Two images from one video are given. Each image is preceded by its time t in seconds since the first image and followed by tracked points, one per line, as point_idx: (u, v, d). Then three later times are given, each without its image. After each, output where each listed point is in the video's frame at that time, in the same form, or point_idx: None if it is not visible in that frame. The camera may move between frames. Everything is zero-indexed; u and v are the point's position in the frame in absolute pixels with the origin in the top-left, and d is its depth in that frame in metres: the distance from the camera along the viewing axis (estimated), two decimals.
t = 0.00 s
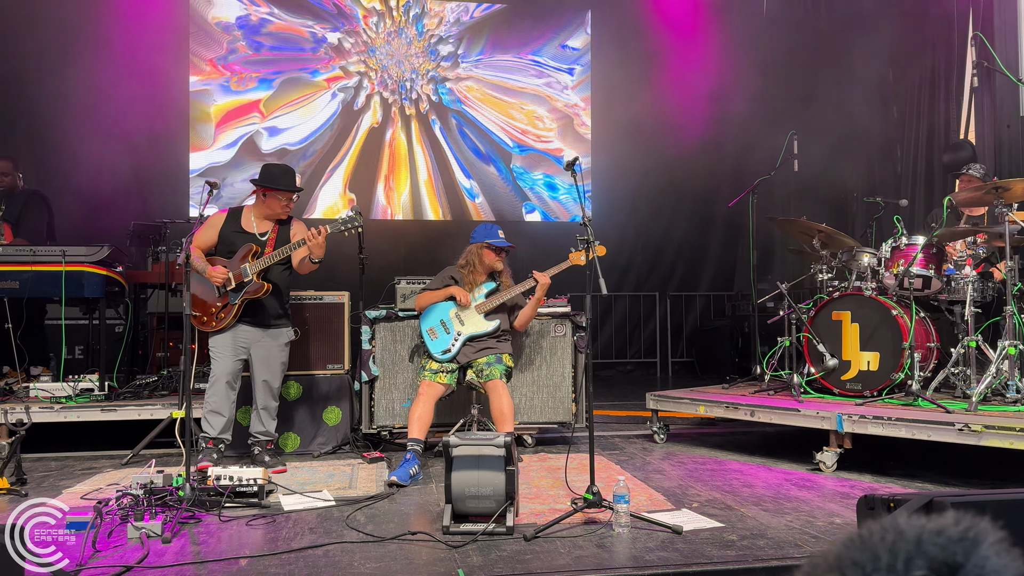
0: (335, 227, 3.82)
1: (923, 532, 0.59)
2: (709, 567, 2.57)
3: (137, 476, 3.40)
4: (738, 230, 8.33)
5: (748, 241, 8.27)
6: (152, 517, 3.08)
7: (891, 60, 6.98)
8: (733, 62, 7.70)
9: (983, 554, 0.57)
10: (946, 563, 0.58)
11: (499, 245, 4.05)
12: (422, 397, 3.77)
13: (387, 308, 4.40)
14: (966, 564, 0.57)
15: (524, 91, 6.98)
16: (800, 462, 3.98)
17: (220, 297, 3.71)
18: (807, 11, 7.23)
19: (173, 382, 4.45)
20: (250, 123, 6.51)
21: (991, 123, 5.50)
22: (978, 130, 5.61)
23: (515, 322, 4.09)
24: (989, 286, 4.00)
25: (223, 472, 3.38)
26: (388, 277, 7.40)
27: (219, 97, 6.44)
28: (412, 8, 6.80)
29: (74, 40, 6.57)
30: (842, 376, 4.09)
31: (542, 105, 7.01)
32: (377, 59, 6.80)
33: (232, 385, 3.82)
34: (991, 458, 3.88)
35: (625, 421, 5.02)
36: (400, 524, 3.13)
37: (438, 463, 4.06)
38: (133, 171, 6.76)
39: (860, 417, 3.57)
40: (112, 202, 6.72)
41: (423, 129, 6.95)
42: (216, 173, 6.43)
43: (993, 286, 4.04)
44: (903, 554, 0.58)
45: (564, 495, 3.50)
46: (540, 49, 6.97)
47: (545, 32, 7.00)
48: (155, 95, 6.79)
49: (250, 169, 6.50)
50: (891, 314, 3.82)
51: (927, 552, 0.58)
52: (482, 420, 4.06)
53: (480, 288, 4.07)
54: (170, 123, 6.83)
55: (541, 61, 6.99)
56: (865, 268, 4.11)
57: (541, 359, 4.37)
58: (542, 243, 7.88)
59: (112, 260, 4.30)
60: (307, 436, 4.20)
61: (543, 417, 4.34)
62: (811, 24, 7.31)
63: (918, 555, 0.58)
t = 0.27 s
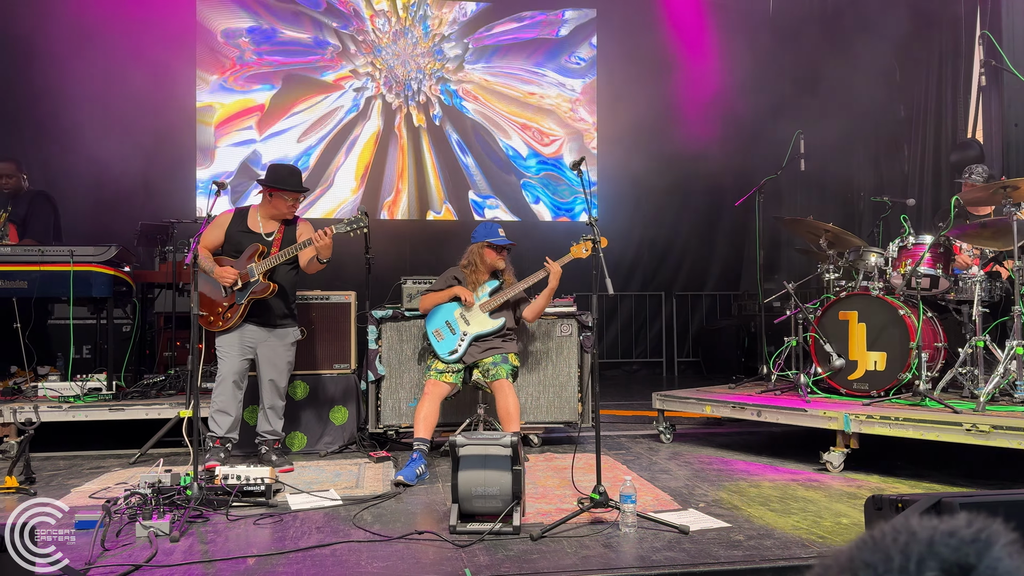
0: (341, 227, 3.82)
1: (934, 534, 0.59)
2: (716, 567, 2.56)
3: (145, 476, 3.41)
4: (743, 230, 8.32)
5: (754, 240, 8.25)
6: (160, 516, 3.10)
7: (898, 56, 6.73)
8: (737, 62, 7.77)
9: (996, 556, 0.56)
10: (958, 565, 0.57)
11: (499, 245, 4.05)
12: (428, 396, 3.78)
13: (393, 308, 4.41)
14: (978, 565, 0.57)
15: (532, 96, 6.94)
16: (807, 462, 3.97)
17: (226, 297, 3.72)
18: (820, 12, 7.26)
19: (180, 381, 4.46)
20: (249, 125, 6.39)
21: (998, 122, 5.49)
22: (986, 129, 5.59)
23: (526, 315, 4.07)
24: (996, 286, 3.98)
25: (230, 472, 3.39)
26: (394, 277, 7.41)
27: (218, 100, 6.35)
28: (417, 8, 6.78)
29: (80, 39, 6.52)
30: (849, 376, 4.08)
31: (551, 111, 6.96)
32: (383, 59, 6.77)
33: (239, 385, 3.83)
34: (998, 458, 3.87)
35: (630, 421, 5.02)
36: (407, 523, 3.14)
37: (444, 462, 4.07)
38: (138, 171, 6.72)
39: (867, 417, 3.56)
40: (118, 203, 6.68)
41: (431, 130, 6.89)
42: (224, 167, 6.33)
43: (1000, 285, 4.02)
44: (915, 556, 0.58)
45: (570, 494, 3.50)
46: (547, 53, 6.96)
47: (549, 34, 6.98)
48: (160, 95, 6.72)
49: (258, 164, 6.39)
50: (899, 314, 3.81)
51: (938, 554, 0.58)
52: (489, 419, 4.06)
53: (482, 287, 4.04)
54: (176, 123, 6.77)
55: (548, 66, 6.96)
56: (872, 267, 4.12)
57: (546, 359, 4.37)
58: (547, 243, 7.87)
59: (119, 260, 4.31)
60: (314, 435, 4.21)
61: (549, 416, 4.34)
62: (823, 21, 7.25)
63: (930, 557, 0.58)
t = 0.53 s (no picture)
0: (348, 228, 3.82)
1: (949, 536, 0.58)
2: (723, 568, 2.56)
3: (154, 474, 3.43)
4: (750, 229, 8.30)
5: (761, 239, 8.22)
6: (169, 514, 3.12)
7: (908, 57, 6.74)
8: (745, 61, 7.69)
9: (1010, 559, 0.55)
10: (972, 566, 0.56)
11: (498, 244, 4.05)
12: (432, 396, 3.77)
13: (400, 307, 4.42)
14: (992, 566, 0.56)
15: (539, 96, 6.94)
16: (814, 462, 3.96)
17: (234, 298, 3.73)
18: (826, 11, 7.12)
19: (187, 380, 4.48)
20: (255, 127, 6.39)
21: (1007, 121, 5.46)
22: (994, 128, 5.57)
23: (532, 312, 4.08)
24: (1005, 285, 3.96)
25: (238, 471, 3.40)
26: (399, 277, 7.42)
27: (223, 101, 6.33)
28: (424, 7, 6.77)
29: (86, 39, 6.52)
30: (857, 376, 4.07)
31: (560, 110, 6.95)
32: (389, 58, 6.76)
33: (246, 384, 3.84)
34: (1007, 459, 3.86)
35: (637, 421, 5.02)
36: (414, 523, 3.15)
37: (451, 462, 4.08)
38: (145, 170, 6.74)
39: (874, 417, 3.55)
40: (127, 204, 6.70)
41: (437, 129, 6.88)
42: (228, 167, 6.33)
43: (1008, 285, 4.00)
44: (929, 559, 0.56)
45: (577, 494, 3.50)
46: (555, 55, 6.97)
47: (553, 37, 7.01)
48: (167, 94, 6.73)
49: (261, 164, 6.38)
50: (906, 314, 3.80)
51: (953, 557, 0.57)
52: (495, 419, 4.07)
53: (484, 286, 4.05)
54: (182, 123, 6.78)
55: (556, 68, 6.97)
56: (880, 267, 4.08)
57: (553, 358, 4.37)
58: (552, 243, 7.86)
59: (127, 260, 4.32)
60: (321, 434, 4.22)
61: (555, 416, 4.35)
62: (835, 19, 7.07)
63: (944, 559, 0.56)
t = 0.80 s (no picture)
0: (355, 229, 3.83)
1: (965, 538, 0.57)
2: (731, 568, 2.56)
3: (163, 474, 3.44)
4: (756, 229, 8.28)
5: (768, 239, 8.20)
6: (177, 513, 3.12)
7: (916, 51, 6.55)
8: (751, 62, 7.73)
9: None
10: (987, 567, 0.55)
11: (500, 244, 4.02)
12: (438, 396, 3.79)
13: (407, 307, 4.42)
14: (1010, 570, 0.55)
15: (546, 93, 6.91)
16: (822, 462, 3.96)
17: (242, 298, 3.74)
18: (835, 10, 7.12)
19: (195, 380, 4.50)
20: (262, 122, 6.42)
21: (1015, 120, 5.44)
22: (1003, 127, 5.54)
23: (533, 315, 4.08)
24: (1014, 285, 3.94)
25: (246, 470, 3.41)
26: (405, 276, 7.43)
27: (234, 97, 6.39)
28: (430, 7, 6.78)
29: (95, 39, 6.56)
30: (865, 376, 4.06)
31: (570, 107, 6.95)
32: (396, 59, 6.76)
33: (254, 384, 3.85)
34: (1016, 459, 3.84)
35: (644, 421, 5.01)
36: (421, 522, 3.15)
37: (458, 461, 4.08)
38: (153, 168, 6.76)
39: (882, 417, 3.54)
40: (135, 205, 6.72)
41: (443, 128, 6.87)
42: (237, 163, 6.38)
43: (1017, 285, 3.98)
44: (945, 559, 0.55)
45: (584, 494, 3.50)
46: (562, 60, 6.95)
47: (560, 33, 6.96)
48: (175, 93, 6.76)
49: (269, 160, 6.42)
50: (914, 313, 3.78)
51: (969, 557, 0.56)
52: (502, 419, 4.07)
53: (489, 287, 4.08)
54: (190, 122, 6.81)
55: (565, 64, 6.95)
56: (887, 266, 4.08)
57: (560, 358, 4.37)
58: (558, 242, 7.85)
59: (136, 260, 4.34)
60: (328, 434, 4.23)
61: (562, 416, 4.35)
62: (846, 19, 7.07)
63: (961, 560, 0.55)
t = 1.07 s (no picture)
0: (362, 228, 3.83)
1: (983, 542, 0.58)
2: (739, 568, 2.56)
3: (171, 473, 3.46)
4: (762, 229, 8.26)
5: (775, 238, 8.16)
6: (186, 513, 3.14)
7: (927, 52, 6.55)
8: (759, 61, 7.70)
9: None
10: (1007, 570, 0.56)
11: (502, 244, 4.01)
12: (445, 396, 3.77)
13: (414, 307, 4.43)
14: None
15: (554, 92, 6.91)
16: (830, 462, 3.95)
17: (249, 298, 3.74)
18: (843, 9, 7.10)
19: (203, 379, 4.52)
20: (269, 122, 6.44)
21: None
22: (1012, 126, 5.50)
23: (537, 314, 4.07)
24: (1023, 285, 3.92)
25: (254, 470, 3.42)
26: (411, 276, 7.44)
27: (241, 97, 6.40)
28: (436, 7, 6.79)
29: (101, 37, 6.55)
30: (873, 376, 4.05)
31: (578, 107, 6.95)
32: (402, 60, 6.77)
33: (261, 383, 3.86)
34: None
35: (651, 421, 5.01)
36: (428, 522, 3.15)
37: (465, 461, 4.09)
38: (159, 166, 6.75)
39: (891, 417, 3.53)
40: (142, 205, 6.71)
41: (449, 129, 6.87)
42: (245, 164, 6.38)
43: None
44: (964, 563, 0.55)
45: (591, 494, 3.50)
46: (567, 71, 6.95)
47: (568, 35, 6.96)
48: (181, 92, 6.76)
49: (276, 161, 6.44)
50: (922, 313, 3.77)
51: (988, 559, 0.56)
52: (509, 419, 4.07)
53: (494, 287, 4.05)
54: (196, 121, 6.81)
55: (572, 71, 6.96)
56: (896, 266, 4.07)
57: (566, 358, 4.37)
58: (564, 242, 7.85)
59: (144, 260, 4.36)
60: (336, 434, 4.24)
61: (569, 416, 4.35)
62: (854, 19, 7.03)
63: (981, 563, 0.56)
